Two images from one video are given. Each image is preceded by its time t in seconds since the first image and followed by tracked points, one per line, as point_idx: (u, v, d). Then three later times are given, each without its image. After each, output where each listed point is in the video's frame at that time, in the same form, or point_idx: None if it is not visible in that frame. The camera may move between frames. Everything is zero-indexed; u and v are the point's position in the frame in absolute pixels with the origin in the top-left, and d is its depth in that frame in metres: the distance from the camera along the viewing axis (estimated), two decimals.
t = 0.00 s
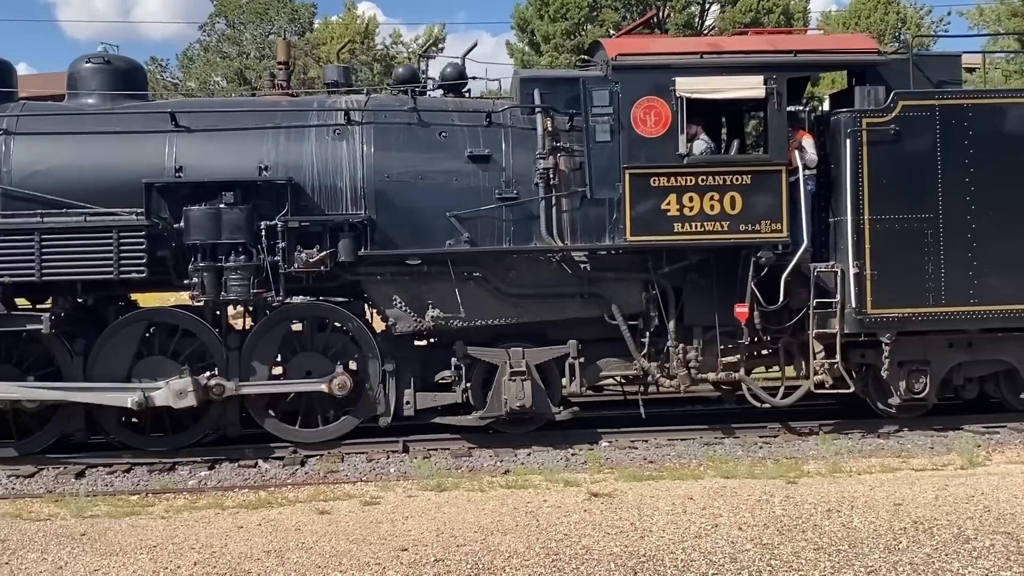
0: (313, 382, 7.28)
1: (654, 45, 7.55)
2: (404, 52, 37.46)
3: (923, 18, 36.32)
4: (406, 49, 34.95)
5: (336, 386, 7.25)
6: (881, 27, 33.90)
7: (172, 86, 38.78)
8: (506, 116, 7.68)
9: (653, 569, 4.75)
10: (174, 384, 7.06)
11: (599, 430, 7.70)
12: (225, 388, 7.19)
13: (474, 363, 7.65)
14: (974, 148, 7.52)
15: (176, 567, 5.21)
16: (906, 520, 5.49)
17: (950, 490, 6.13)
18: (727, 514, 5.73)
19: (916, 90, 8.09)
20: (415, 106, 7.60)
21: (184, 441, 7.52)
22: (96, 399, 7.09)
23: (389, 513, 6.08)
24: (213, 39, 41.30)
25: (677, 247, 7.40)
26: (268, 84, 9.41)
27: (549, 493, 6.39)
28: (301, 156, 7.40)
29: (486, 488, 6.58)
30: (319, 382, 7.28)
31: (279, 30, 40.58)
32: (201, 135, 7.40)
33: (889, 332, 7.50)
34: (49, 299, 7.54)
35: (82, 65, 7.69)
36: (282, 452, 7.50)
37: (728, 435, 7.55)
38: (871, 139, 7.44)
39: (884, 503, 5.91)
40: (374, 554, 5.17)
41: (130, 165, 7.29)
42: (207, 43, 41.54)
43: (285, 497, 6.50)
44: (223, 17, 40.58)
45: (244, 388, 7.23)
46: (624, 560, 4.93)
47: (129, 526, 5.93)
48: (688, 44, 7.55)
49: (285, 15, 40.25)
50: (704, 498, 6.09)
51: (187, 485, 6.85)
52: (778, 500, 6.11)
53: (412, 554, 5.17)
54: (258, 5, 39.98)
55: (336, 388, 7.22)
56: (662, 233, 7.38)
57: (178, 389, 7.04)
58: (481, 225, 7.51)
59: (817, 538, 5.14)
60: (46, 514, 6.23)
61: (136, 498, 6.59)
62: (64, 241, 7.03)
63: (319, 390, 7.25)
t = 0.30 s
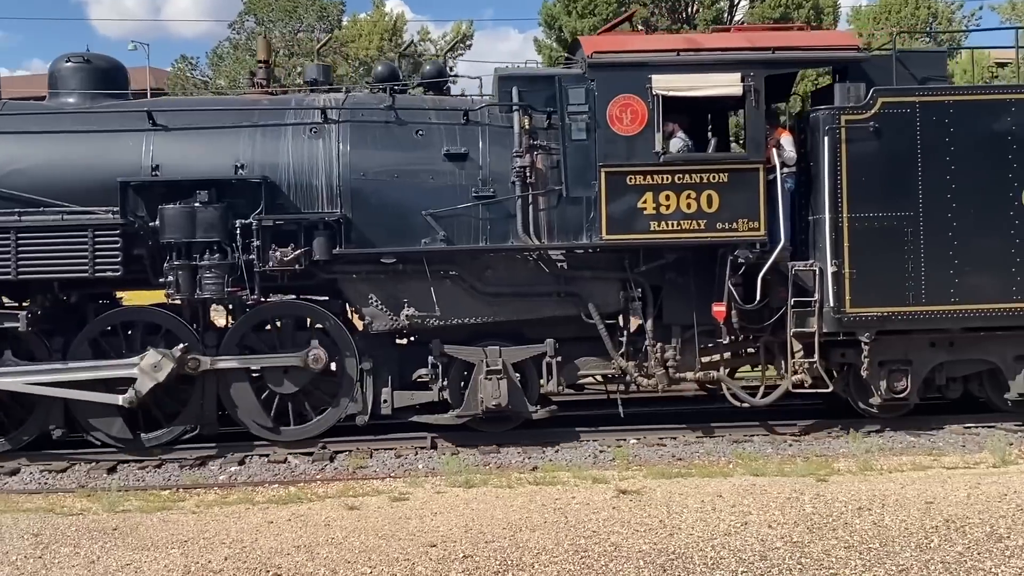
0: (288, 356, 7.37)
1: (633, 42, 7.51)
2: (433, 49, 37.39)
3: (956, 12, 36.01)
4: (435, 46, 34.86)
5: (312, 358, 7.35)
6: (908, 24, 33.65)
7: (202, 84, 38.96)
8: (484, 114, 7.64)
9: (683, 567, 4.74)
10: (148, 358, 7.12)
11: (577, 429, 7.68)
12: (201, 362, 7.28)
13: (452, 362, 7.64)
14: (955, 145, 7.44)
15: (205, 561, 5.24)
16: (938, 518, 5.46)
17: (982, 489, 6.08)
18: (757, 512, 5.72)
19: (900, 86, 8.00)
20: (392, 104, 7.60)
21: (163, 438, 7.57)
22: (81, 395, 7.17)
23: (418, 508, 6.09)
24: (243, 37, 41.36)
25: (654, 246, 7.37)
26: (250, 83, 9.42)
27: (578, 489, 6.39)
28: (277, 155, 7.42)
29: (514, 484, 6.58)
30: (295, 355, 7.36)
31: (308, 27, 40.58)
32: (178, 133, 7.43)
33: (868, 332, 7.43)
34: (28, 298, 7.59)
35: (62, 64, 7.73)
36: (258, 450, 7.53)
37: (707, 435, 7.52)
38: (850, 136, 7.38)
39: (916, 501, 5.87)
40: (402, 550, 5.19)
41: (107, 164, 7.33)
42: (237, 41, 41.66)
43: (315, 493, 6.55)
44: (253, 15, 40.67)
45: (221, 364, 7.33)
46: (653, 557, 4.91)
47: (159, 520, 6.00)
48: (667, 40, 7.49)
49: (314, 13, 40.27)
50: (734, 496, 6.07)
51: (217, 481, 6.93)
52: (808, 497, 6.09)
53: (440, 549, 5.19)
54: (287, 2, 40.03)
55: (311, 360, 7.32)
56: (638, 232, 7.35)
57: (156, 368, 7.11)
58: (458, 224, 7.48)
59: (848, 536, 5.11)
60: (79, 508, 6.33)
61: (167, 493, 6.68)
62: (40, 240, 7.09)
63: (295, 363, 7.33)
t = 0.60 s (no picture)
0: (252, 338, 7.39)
1: (615, 38, 7.51)
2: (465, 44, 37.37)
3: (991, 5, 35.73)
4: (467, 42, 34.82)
5: (274, 339, 7.35)
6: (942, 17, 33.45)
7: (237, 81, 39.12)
8: (465, 111, 7.63)
9: (715, 564, 4.75)
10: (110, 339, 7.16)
11: (560, 427, 7.66)
12: (164, 343, 7.34)
13: (433, 360, 7.65)
14: (939, 142, 7.36)
15: (240, 555, 5.30)
16: (974, 516, 5.45)
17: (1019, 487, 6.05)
18: (789, 510, 5.72)
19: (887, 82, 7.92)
20: (372, 102, 7.61)
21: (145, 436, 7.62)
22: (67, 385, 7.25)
23: (450, 504, 6.13)
24: (276, 34, 41.48)
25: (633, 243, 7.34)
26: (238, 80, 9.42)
27: (609, 486, 6.40)
28: (257, 152, 7.44)
29: (545, 480, 6.60)
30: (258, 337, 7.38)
31: (340, 24, 40.63)
32: (160, 131, 7.47)
33: (850, 330, 7.38)
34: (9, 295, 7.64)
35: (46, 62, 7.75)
36: (239, 448, 7.55)
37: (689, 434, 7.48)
38: (832, 133, 7.31)
39: (951, 499, 5.83)
40: (435, 545, 5.23)
41: (89, 161, 7.37)
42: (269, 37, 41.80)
43: (347, 488, 6.60)
44: (286, 11, 40.83)
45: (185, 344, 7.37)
46: (685, 554, 4.92)
47: (194, 515, 6.07)
48: (649, 37, 7.47)
49: (346, 9, 40.31)
50: (767, 493, 6.06)
51: (250, 475, 7.03)
52: (842, 495, 6.09)
53: (472, 545, 5.22)
54: None
55: (272, 339, 7.33)
56: (617, 229, 7.31)
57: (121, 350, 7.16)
58: (438, 222, 7.47)
59: (882, 534, 5.11)
60: (115, 502, 6.43)
61: (201, 488, 6.77)
62: (21, 237, 7.14)
63: (257, 344, 7.34)
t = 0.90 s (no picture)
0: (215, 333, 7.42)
1: (595, 37, 7.47)
2: (498, 42, 37.30)
3: None
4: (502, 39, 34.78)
5: (236, 334, 7.38)
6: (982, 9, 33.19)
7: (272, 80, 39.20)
8: (449, 109, 7.65)
9: (752, 563, 4.72)
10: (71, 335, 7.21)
11: (544, 425, 7.66)
12: (125, 339, 7.35)
13: (417, 358, 7.66)
14: (925, 138, 7.29)
15: (276, 549, 5.35)
16: (1013, 515, 5.41)
17: None
18: (827, 508, 5.70)
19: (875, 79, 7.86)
20: (357, 100, 7.64)
21: (131, 432, 7.69)
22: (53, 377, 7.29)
23: (484, 500, 6.12)
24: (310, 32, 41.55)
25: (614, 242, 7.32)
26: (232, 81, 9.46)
27: (644, 483, 6.40)
28: (241, 150, 7.48)
29: (579, 477, 6.58)
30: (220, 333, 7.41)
31: (374, 22, 40.62)
32: (146, 130, 7.52)
33: (834, 328, 7.32)
34: None
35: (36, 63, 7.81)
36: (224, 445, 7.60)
37: (674, 433, 7.45)
38: (815, 130, 7.26)
39: (991, 498, 5.78)
40: (470, 541, 5.25)
41: (76, 161, 7.44)
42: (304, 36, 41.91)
43: (382, 483, 6.63)
44: (321, 10, 40.89)
45: (147, 342, 7.40)
46: (722, 552, 4.91)
47: (231, 509, 6.13)
48: (632, 35, 7.45)
49: (381, 7, 40.33)
50: (804, 491, 6.04)
51: (287, 470, 7.04)
52: (880, 492, 6.06)
53: (507, 541, 5.24)
54: None
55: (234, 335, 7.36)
56: (599, 228, 7.30)
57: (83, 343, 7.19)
58: (421, 220, 7.49)
59: (921, 533, 5.08)
60: (153, 496, 6.47)
61: (238, 482, 6.81)
62: (8, 235, 7.23)
63: (220, 340, 7.37)
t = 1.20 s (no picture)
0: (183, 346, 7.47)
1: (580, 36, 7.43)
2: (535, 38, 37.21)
3: None
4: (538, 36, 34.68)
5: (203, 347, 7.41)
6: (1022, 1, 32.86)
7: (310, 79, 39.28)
8: (436, 108, 7.66)
9: (791, 562, 4.68)
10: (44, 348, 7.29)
11: (530, 423, 7.66)
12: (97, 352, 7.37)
13: (403, 356, 7.68)
14: (912, 135, 7.21)
15: (315, 544, 5.40)
16: None
17: None
18: (867, 506, 5.65)
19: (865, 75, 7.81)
20: (344, 99, 7.67)
21: (123, 429, 7.80)
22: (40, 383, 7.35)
23: (522, 496, 6.11)
24: (347, 30, 41.62)
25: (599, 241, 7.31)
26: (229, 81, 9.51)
27: (681, 481, 6.38)
28: (229, 149, 7.53)
29: (616, 474, 6.56)
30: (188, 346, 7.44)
31: (411, 19, 40.59)
32: (135, 130, 7.59)
33: (820, 328, 7.27)
34: None
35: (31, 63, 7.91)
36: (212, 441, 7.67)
37: (661, 431, 7.42)
38: (801, 128, 7.21)
39: None
40: (507, 537, 5.25)
41: (66, 160, 7.52)
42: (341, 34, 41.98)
43: (419, 478, 6.66)
44: (357, 8, 40.96)
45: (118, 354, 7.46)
46: (760, 551, 4.88)
47: (270, 504, 6.18)
48: (618, 32, 7.41)
49: (417, 4, 40.33)
50: (844, 490, 6.00)
51: (324, 465, 7.09)
52: (921, 491, 5.98)
53: (544, 538, 5.24)
54: None
55: (201, 349, 7.38)
56: (584, 226, 7.29)
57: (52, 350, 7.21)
58: (407, 218, 7.51)
59: (962, 532, 5.01)
60: (193, 491, 6.54)
61: (276, 477, 6.86)
62: None
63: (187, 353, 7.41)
